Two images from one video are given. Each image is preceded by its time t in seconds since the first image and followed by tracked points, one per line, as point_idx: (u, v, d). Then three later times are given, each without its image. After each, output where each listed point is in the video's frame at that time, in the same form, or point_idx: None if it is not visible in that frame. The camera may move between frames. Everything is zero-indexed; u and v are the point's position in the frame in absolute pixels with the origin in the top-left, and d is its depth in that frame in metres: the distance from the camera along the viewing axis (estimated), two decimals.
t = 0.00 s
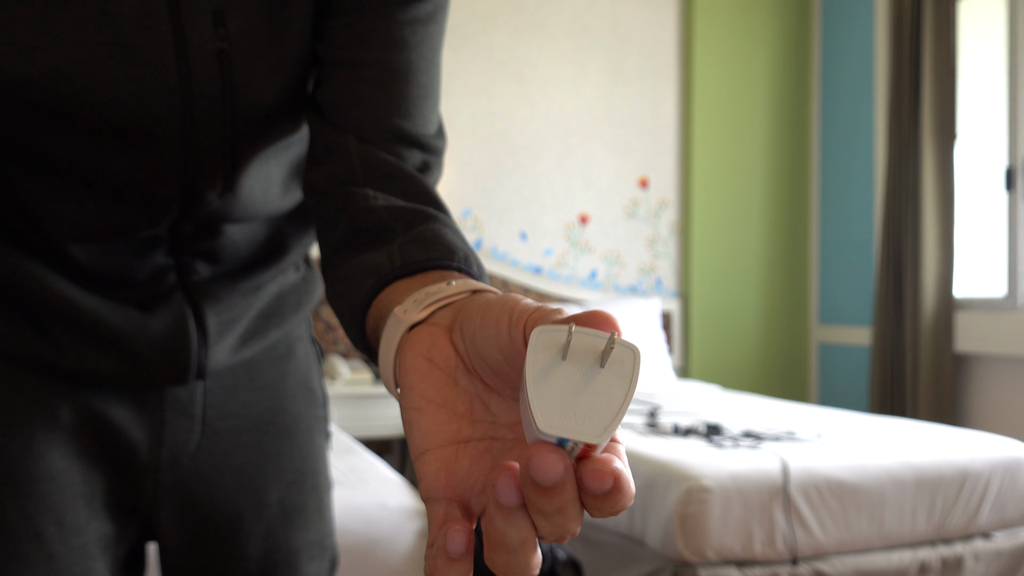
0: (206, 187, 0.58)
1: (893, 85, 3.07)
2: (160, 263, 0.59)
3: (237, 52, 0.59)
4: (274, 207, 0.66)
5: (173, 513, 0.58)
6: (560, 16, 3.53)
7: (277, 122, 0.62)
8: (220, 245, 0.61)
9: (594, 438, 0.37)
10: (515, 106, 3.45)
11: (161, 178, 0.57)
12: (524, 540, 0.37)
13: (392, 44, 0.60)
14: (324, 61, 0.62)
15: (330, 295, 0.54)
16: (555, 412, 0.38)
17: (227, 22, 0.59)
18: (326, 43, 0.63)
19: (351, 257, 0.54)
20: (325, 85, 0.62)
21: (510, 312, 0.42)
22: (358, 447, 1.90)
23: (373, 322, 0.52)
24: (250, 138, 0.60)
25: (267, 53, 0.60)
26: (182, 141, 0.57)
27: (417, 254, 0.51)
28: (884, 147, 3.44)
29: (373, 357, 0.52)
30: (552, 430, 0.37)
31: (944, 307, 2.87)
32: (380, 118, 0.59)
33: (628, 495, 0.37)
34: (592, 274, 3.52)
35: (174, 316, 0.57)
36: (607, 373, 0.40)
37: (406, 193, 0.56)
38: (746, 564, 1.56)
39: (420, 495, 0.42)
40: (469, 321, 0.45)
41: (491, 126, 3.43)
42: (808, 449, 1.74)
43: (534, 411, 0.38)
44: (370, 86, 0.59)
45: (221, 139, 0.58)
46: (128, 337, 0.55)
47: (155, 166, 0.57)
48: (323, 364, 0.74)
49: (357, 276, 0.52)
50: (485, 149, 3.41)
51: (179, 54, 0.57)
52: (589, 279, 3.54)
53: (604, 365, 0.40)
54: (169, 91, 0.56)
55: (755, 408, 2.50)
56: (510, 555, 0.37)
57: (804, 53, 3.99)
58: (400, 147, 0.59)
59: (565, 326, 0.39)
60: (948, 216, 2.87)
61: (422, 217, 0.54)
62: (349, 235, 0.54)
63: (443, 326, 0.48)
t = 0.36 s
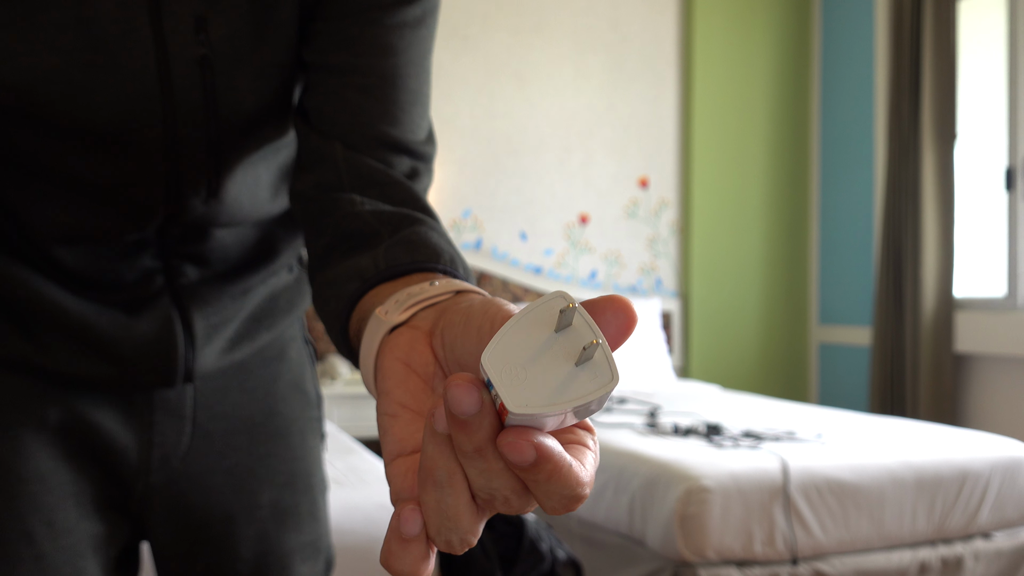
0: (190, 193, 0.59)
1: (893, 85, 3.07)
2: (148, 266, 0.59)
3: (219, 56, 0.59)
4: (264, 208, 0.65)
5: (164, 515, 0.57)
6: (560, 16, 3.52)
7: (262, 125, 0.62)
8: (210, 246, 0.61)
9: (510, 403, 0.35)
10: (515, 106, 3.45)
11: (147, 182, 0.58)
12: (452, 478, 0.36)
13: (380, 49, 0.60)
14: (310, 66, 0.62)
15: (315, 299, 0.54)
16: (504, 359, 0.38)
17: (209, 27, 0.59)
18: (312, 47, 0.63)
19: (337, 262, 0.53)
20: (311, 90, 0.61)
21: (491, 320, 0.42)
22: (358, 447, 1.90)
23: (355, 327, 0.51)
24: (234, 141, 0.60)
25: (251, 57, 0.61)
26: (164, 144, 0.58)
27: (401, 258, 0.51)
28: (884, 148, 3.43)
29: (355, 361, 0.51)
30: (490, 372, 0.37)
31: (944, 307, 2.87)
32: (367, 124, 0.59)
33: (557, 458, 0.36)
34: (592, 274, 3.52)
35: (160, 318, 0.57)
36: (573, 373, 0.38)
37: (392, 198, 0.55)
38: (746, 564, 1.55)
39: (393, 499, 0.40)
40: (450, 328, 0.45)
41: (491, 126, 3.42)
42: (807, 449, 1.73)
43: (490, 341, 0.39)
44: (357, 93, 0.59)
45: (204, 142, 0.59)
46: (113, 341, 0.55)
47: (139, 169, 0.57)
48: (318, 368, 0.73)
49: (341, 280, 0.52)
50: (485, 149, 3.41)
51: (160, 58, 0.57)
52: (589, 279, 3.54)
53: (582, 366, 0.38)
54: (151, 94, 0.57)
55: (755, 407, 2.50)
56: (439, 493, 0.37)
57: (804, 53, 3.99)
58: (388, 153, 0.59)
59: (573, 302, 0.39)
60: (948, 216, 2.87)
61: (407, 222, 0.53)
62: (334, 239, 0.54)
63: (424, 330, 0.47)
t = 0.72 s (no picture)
0: (180, 197, 0.59)
1: (892, 86, 3.07)
2: (141, 267, 0.59)
3: (207, 59, 0.60)
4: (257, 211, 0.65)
5: (157, 516, 0.57)
6: (560, 17, 3.53)
7: (251, 127, 0.62)
8: (201, 250, 0.61)
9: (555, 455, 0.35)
10: (515, 106, 3.45)
11: (138, 185, 0.58)
12: (453, 495, 0.37)
13: (369, 52, 0.59)
14: (301, 69, 0.62)
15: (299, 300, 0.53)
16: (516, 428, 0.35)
17: (197, 31, 0.59)
18: (302, 50, 0.63)
19: (323, 265, 0.53)
20: (301, 93, 0.61)
21: (461, 317, 0.42)
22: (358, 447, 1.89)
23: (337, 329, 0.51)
24: (222, 144, 0.61)
25: (240, 60, 0.61)
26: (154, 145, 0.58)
27: (385, 259, 0.51)
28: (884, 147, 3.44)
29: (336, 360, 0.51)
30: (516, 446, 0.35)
31: (944, 308, 2.87)
32: (356, 127, 0.59)
33: (585, 501, 0.37)
34: (592, 274, 3.52)
35: (151, 319, 0.57)
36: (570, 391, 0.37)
37: (379, 201, 0.55)
38: (746, 564, 1.55)
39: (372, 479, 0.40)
40: (423, 321, 0.45)
41: (491, 126, 3.42)
42: (807, 449, 1.73)
43: (500, 426, 0.35)
44: (346, 97, 0.59)
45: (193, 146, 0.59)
46: (104, 342, 0.55)
47: (130, 171, 0.58)
48: (313, 371, 0.72)
49: (325, 280, 0.51)
50: (485, 149, 3.41)
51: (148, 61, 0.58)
52: (589, 280, 3.54)
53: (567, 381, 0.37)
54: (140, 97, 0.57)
55: (755, 407, 2.50)
56: (440, 507, 0.37)
57: (804, 54, 3.99)
58: (377, 156, 0.58)
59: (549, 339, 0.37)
60: (948, 216, 2.87)
61: (392, 223, 0.53)
62: (318, 241, 0.54)
63: (400, 327, 0.47)
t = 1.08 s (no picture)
0: (170, 199, 0.58)
1: (892, 86, 3.07)
2: (132, 268, 0.58)
3: (197, 59, 0.60)
4: (249, 212, 0.64)
5: (149, 520, 0.56)
6: (560, 16, 3.52)
7: (242, 128, 0.62)
8: (193, 251, 0.61)
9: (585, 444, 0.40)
10: (515, 106, 3.44)
11: (129, 186, 0.58)
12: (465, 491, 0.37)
13: (360, 52, 0.59)
14: (291, 69, 0.62)
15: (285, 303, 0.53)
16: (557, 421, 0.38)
17: (186, 31, 0.60)
18: (292, 50, 0.62)
19: (311, 268, 0.52)
20: (291, 94, 0.61)
21: (444, 308, 0.42)
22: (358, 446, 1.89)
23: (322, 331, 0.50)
24: (211, 145, 0.60)
25: (230, 59, 0.61)
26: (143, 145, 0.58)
27: (370, 262, 0.50)
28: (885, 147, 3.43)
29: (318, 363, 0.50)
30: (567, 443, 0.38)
31: (944, 308, 2.87)
32: (347, 128, 0.58)
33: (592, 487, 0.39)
34: (592, 274, 3.52)
35: (142, 321, 0.57)
36: (582, 360, 0.41)
37: (369, 203, 0.55)
38: (746, 564, 1.55)
39: (368, 464, 0.40)
40: (405, 316, 0.45)
41: (491, 126, 3.41)
42: (807, 449, 1.73)
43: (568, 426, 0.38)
44: (338, 98, 0.58)
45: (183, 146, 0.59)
46: (95, 343, 0.55)
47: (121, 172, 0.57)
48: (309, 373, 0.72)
49: (310, 283, 0.51)
50: (485, 149, 3.40)
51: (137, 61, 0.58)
52: (589, 280, 3.53)
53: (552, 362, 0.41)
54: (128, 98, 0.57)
55: (755, 408, 2.49)
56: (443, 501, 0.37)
57: (804, 54, 3.98)
58: (368, 158, 0.58)
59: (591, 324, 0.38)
60: (948, 217, 2.87)
61: (379, 225, 0.52)
62: (305, 243, 0.53)
63: (385, 323, 0.47)
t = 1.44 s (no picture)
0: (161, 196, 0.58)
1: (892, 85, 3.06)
2: (122, 267, 0.58)
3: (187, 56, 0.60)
4: (238, 209, 0.64)
5: (142, 521, 0.56)
6: (559, 16, 3.51)
7: (231, 125, 0.62)
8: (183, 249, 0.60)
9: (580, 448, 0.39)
10: (515, 106, 3.44)
11: (120, 185, 0.58)
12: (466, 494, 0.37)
13: (352, 49, 0.59)
14: (282, 66, 0.62)
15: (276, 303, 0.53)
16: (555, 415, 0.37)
17: (175, 27, 0.59)
18: (284, 48, 0.62)
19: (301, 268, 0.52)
20: (282, 92, 0.61)
21: (439, 307, 0.42)
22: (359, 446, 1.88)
23: (315, 331, 0.50)
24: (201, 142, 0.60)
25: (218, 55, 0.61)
26: (134, 143, 0.58)
27: (359, 260, 0.50)
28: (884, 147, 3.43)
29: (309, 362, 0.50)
30: (570, 442, 0.38)
31: (944, 308, 2.86)
32: (339, 126, 0.58)
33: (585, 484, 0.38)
34: (592, 274, 3.51)
35: (132, 320, 0.56)
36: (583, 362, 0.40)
37: (361, 200, 0.55)
38: (746, 564, 1.55)
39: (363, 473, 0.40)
40: (400, 315, 0.45)
41: (491, 125, 3.41)
42: (807, 449, 1.73)
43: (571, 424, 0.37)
44: (330, 95, 0.58)
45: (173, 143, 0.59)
46: (86, 342, 0.54)
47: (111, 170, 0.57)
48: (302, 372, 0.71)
49: (300, 283, 0.51)
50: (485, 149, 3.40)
51: (126, 58, 0.57)
52: (589, 279, 3.53)
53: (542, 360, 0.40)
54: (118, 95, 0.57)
55: (755, 408, 2.48)
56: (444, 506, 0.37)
57: (804, 53, 3.98)
58: (361, 154, 0.58)
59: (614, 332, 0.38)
60: (948, 217, 2.86)
61: (369, 223, 0.52)
62: (295, 242, 0.53)
63: (377, 324, 0.47)
